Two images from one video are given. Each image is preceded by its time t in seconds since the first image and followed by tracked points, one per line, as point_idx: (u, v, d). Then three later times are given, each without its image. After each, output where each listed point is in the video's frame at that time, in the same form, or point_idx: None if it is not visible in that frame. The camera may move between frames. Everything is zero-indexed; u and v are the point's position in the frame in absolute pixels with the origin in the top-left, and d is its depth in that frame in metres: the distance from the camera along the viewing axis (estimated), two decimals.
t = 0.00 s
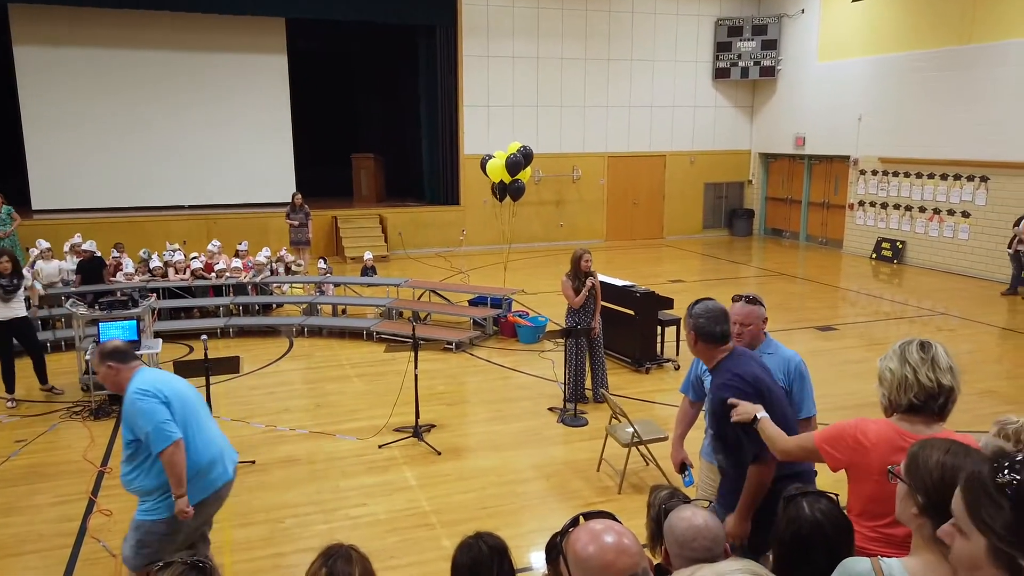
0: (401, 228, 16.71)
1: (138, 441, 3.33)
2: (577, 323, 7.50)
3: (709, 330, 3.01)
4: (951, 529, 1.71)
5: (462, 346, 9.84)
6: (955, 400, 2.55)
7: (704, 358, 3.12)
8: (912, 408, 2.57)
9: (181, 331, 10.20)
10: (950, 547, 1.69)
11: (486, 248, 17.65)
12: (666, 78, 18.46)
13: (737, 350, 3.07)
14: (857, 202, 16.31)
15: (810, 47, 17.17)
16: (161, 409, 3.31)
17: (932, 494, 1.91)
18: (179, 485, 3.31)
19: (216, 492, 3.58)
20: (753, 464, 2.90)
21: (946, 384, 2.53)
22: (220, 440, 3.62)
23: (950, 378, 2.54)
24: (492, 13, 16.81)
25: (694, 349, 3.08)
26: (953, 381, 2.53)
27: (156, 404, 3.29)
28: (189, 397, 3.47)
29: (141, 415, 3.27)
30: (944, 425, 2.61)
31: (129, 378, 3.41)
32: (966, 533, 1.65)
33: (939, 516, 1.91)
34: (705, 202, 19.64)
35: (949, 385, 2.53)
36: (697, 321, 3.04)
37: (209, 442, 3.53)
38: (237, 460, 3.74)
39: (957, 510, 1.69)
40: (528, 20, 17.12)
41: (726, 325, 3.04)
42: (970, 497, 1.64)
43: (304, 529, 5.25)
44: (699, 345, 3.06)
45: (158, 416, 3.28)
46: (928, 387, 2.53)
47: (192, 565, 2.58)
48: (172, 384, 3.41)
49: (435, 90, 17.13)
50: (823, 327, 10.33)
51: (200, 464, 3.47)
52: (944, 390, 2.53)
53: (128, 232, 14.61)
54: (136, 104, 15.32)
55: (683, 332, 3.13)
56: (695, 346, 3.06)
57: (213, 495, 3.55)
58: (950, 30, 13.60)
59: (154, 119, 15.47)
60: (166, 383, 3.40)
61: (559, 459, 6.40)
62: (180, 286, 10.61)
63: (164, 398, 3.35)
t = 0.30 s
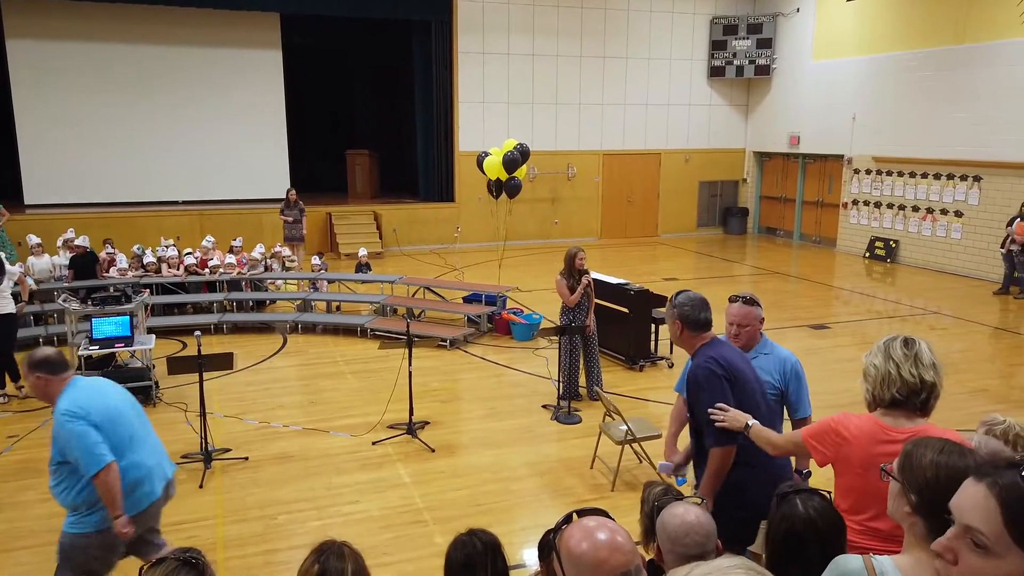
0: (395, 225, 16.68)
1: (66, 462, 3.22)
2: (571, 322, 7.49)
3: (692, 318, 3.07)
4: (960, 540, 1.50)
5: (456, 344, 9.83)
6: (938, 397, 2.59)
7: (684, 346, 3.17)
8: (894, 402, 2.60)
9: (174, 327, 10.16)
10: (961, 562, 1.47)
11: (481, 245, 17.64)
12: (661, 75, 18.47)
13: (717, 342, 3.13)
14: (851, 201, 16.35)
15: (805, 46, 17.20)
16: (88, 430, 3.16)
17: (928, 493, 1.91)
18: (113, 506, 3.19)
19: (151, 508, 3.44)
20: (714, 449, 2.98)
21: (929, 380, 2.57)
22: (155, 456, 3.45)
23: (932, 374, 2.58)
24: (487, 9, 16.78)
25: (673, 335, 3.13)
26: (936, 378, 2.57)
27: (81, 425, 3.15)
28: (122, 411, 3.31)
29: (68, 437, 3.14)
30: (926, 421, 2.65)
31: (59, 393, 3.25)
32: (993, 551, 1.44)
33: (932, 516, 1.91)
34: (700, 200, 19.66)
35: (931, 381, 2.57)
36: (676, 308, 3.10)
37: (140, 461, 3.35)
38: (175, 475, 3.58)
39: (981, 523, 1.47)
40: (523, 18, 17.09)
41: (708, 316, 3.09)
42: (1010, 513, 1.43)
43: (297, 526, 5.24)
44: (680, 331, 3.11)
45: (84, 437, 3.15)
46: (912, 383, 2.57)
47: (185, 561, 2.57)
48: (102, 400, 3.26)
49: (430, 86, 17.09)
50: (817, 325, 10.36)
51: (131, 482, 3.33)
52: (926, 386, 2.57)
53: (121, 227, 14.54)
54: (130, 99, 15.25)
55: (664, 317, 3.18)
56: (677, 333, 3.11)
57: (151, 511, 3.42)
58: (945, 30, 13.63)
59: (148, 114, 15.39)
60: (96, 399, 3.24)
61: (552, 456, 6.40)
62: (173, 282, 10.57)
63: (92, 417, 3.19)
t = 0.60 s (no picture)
0: (390, 222, 16.67)
1: None
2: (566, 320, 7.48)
3: (673, 320, 3.08)
4: (950, 547, 1.50)
5: (451, 341, 9.82)
6: (921, 394, 2.61)
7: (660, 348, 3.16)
8: (877, 399, 2.65)
9: (168, 324, 10.13)
10: (954, 568, 1.48)
11: (476, 243, 17.63)
12: (657, 74, 18.47)
13: (692, 345, 3.14)
14: (845, 200, 16.40)
15: (801, 44, 17.23)
16: (14, 437, 3.00)
17: (919, 492, 1.92)
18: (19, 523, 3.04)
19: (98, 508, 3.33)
20: (680, 454, 3.01)
21: (910, 377, 2.59)
22: (100, 452, 3.31)
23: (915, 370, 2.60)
24: (483, 7, 16.75)
25: (653, 336, 3.11)
26: (919, 375, 2.59)
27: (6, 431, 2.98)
28: (57, 416, 3.13)
29: None
30: (918, 417, 2.66)
31: None
32: (986, 557, 1.45)
33: (922, 516, 1.92)
34: (695, 198, 19.68)
35: (913, 378, 2.59)
36: (659, 309, 3.09)
37: (82, 459, 3.21)
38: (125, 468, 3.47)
39: (971, 529, 1.47)
40: (519, 15, 17.07)
41: (685, 317, 3.11)
42: (1001, 517, 1.44)
43: (290, 523, 5.23)
44: (661, 332, 3.10)
45: (8, 445, 2.98)
46: (892, 379, 2.61)
47: (178, 558, 2.56)
48: (37, 405, 3.08)
49: (426, 83, 17.06)
50: (810, 324, 10.39)
51: (68, 485, 3.18)
52: (908, 382, 2.59)
53: (115, 224, 14.50)
54: (124, 94, 15.18)
55: (643, 319, 3.16)
56: (658, 334, 3.10)
57: (79, 522, 3.26)
58: (940, 30, 13.67)
59: (142, 110, 15.33)
60: (29, 404, 3.06)
61: (547, 454, 6.41)
62: (167, 278, 10.54)
63: (22, 422, 3.03)
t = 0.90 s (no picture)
0: (386, 220, 16.65)
1: None
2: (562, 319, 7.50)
3: (639, 333, 3.18)
4: (939, 538, 1.48)
5: (446, 340, 9.82)
6: (927, 384, 2.86)
7: (631, 361, 3.26)
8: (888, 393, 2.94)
9: (163, 322, 10.10)
10: (940, 560, 1.46)
11: (471, 242, 17.62)
12: (653, 72, 18.48)
13: (661, 356, 3.24)
14: (840, 200, 16.44)
15: (797, 43, 17.25)
16: None
17: (902, 487, 1.97)
18: None
19: (53, 513, 2.62)
20: (651, 465, 3.14)
21: (911, 368, 2.90)
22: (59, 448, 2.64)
23: (918, 365, 2.90)
24: (480, 5, 16.73)
25: (623, 350, 3.21)
26: (920, 367, 2.88)
27: None
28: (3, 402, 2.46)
29: None
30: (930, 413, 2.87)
31: None
32: (970, 550, 1.42)
33: (911, 514, 1.93)
34: (690, 197, 19.69)
35: (915, 370, 2.89)
36: (625, 323, 3.19)
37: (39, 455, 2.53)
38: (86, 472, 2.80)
39: (958, 521, 1.45)
40: (515, 13, 17.06)
41: (651, 329, 3.20)
42: (986, 511, 1.41)
43: (285, 521, 5.22)
44: (630, 347, 3.20)
45: None
46: (896, 372, 2.93)
47: (172, 556, 2.55)
48: None
49: (422, 81, 17.04)
50: (805, 323, 10.42)
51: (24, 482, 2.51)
52: (911, 375, 2.89)
53: (110, 221, 14.45)
54: (118, 91, 15.13)
55: (611, 333, 3.26)
56: (626, 349, 3.20)
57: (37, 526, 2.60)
58: (935, 30, 13.71)
59: (137, 107, 15.27)
60: None
61: (542, 452, 6.42)
62: (162, 276, 10.50)
63: None
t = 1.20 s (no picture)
0: (382, 218, 16.62)
1: None
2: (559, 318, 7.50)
3: (622, 354, 3.21)
4: (928, 532, 1.46)
5: (442, 338, 9.81)
6: (936, 406, 2.93)
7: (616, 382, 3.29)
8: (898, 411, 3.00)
9: (157, 320, 10.07)
10: (927, 553, 1.43)
11: (467, 240, 17.60)
12: (649, 71, 18.49)
13: (645, 373, 3.27)
14: (835, 199, 16.48)
15: (793, 43, 17.28)
16: None
17: (894, 483, 1.99)
18: None
19: None
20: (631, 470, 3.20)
21: (922, 389, 2.96)
22: None
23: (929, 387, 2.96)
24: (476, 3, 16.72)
25: (607, 371, 3.24)
26: (931, 388, 2.95)
27: None
28: None
29: None
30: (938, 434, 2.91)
31: None
32: (957, 542, 1.40)
33: (905, 509, 1.94)
34: (686, 196, 19.71)
35: (925, 391, 2.95)
36: (608, 345, 3.22)
37: None
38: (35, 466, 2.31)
39: (946, 515, 1.42)
40: (512, 11, 17.04)
41: (634, 349, 3.23)
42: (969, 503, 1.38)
43: (280, 519, 5.22)
44: (614, 367, 3.22)
45: None
46: (907, 392, 3.00)
47: (166, 555, 2.54)
48: None
49: (418, 79, 17.03)
50: (801, 322, 10.43)
51: None
52: (921, 395, 2.96)
53: (104, 218, 14.41)
54: (113, 89, 15.07)
55: (595, 356, 3.28)
56: (610, 370, 3.23)
57: None
58: (930, 30, 13.74)
59: (131, 104, 15.22)
60: None
61: (537, 451, 6.42)
62: (157, 274, 10.48)
63: None
